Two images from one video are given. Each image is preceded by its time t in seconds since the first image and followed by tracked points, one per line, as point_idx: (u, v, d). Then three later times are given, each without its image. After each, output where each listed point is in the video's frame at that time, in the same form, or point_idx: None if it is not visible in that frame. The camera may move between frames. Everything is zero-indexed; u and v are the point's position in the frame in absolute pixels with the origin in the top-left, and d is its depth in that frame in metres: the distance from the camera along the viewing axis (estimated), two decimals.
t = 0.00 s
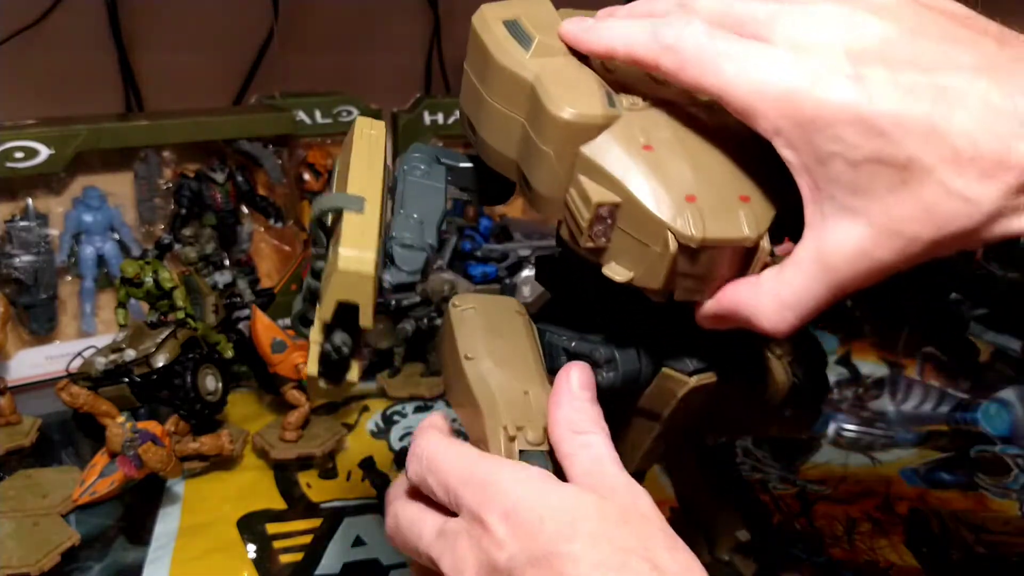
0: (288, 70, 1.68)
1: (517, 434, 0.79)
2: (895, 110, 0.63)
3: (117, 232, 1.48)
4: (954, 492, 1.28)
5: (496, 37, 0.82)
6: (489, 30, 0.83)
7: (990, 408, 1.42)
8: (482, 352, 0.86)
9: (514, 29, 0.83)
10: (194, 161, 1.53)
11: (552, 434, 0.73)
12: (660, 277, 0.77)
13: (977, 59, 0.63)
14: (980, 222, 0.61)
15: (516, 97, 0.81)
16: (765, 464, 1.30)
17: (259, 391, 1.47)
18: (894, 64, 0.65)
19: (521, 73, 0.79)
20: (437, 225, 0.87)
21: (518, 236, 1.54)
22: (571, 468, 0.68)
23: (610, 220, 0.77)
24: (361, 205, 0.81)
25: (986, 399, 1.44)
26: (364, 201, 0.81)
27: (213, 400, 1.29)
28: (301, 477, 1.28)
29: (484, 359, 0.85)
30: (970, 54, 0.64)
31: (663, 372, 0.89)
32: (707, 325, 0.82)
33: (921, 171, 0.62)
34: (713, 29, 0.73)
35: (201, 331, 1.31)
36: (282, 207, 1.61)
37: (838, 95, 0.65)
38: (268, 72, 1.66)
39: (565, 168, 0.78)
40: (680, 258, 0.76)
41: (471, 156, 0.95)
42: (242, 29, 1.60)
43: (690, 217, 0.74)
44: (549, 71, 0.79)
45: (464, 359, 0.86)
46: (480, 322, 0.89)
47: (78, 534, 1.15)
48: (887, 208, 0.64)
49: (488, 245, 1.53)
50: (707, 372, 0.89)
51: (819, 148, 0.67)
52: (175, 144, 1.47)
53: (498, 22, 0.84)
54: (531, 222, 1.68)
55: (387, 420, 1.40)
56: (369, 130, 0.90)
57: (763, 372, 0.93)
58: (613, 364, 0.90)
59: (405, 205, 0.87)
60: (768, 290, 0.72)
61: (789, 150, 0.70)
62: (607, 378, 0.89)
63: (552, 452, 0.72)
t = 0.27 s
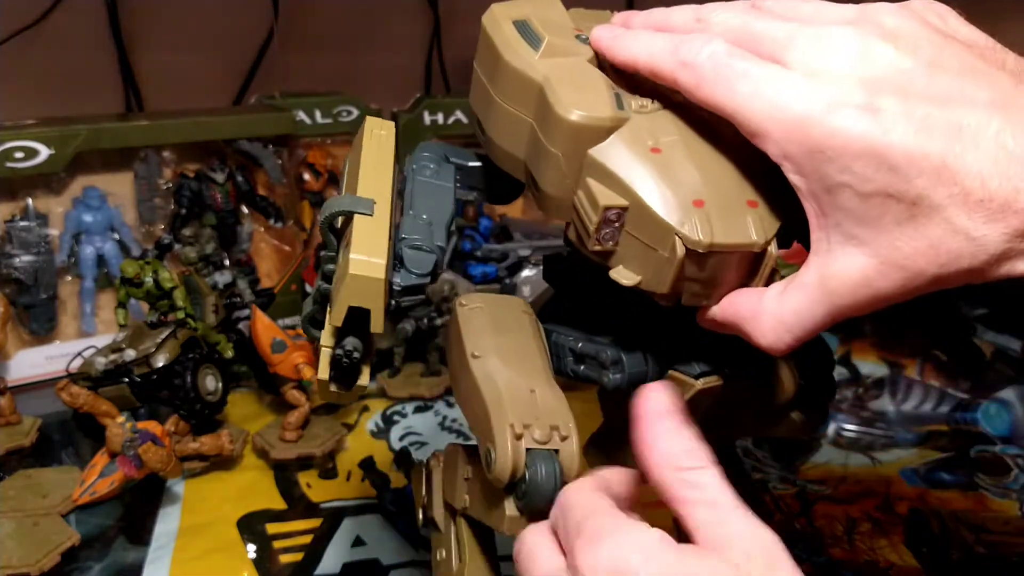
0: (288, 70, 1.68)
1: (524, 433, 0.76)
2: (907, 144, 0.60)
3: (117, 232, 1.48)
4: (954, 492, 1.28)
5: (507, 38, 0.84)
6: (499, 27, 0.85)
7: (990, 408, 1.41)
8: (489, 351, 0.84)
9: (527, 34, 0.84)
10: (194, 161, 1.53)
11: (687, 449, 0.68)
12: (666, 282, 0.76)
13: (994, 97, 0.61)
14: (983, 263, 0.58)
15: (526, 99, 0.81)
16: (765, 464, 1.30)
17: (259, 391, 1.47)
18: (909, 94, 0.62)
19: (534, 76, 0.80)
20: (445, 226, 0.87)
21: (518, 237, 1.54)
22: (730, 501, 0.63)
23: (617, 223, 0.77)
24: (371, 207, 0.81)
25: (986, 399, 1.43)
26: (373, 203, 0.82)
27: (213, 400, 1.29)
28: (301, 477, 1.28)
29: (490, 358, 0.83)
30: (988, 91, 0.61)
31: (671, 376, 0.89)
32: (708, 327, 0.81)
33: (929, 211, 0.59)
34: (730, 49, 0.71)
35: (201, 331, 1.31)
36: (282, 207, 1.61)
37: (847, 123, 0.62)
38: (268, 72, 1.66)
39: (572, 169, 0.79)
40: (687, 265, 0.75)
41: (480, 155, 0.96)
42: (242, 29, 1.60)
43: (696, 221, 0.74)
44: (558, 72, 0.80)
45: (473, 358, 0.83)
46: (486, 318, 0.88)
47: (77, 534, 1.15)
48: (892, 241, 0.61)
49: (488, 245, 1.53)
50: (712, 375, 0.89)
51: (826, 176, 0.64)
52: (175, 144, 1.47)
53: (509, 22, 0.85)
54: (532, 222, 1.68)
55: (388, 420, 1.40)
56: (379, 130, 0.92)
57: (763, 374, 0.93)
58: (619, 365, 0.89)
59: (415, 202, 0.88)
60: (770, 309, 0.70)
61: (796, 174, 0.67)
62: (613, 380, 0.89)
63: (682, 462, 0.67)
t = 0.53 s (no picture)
0: (288, 70, 1.68)
1: (516, 422, 0.78)
2: (907, 153, 0.60)
3: (117, 232, 1.48)
4: (954, 492, 1.28)
5: (517, 36, 0.82)
6: (507, 24, 0.83)
7: (990, 408, 1.42)
8: (489, 338, 0.86)
9: (535, 29, 0.83)
10: (195, 161, 1.53)
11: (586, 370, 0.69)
12: (661, 275, 0.77)
13: (994, 107, 0.61)
14: (976, 269, 0.60)
15: (531, 95, 0.81)
16: (765, 463, 1.30)
17: (258, 391, 1.47)
18: (911, 102, 0.62)
19: (540, 71, 0.79)
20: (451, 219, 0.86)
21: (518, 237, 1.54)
22: (621, 407, 0.67)
23: (616, 218, 0.78)
24: (376, 201, 0.81)
25: (986, 399, 1.44)
26: (379, 196, 0.82)
27: (213, 400, 1.29)
28: (301, 477, 1.28)
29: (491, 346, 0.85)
30: (988, 101, 0.62)
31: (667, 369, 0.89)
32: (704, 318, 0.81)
33: (927, 219, 0.61)
34: (736, 59, 0.71)
35: (201, 331, 1.31)
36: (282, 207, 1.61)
37: (848, 130, 0.63)
38: (268, 72, 1.66)
39: (575, 165, 0.79)
40: (682, 262, 0.76)
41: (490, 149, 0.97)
42: (242, 29, 1.60)
43: (694, 218, 0.74)
44: (564, 68, 0.79)
45: (473, 345, 0.86)
46: (490, 309, 0.90)
47: (77, 534, 1.15)
48: (891, 245, 0.63)
49: (488, 245, 1.53)
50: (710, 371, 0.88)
51: (827, 181, 0.65)
52: (175, 143, 1.47)
53: (516, 17, 0.84)
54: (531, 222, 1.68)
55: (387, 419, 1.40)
56: (388, 122, 0.92)
57: (763, 372, 0.93)
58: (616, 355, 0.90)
59: (420, 194, 0.88)
60: (767, 310, 0.71)
61: (798, 179, 0.68)
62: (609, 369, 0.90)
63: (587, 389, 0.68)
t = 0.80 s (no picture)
0: (288, 70, 1.68)
1: (513, 411, 0.76)
2: (891, 134, 0.61)
3: (117, 232, 1.48)
4: (954, 492, 1.28)
5: (493, 34, 0.86)
6: (486, 25, 0.87)
7: (990, 408, 1.41)
8: (486, 338, 0.84)
9: (512, 28, 0.86)
10: (195, 161, 1.53)
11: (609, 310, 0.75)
12: (641, 250, 0.76)
13: (977, 89, 0.61)
14: (958, 251, 0.60)
15: (511, 86, 0.84)
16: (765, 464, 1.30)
17: (259, 391, 1.47)
18: (892, 83, 0.63)
19: (515, 65, 0.83)
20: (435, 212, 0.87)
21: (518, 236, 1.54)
22: (643, 353, 0.72)
23: (593, 196, 0.78)
24: (350, 183, 0.82)
25: (986, 400, 1.44)
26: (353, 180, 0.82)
27: (213, 400, 1.29)
28: (301, 477, 1.28)
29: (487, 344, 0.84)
30: (971, 83, 0.62)
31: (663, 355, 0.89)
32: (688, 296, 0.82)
33: (908, 198, 0.61)
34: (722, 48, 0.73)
35: (201, 331, 1.31)
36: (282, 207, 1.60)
37: (833, 109, 0.64)
38: (268, 72, 1.66)
39: (553, 149, 0.81)
40: (662, 233, 0.76)
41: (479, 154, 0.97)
42: (242, 30, 1.60)
43: (669, 187, 0.74)
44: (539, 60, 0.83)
45: (470, 343, 0.84)
46: (488, 309, 0.89)
47: (77, 534, 1.15)
48: (872, 226, 0.64)
49: (488, 245, 1.53)
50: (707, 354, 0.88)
51: (810, 161, 0.66)
52: (175, 143, 1.46)
53: (494, 17, 0.87)
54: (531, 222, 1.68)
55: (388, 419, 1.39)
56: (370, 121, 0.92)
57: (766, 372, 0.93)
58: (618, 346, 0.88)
59: (408, 192, 0.88)
60: (744, 292, 0.72)
61: (782, 160, 0.69)
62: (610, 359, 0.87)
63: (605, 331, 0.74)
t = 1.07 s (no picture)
0: (288, 70, 1.68)
1: (507, 410, 0.75)
2: (870, 114, 0.62)
3: (117, 232, 1.49)
4: (954, 492, 1.28)
5: (477, 46, 0.87)
6: (471, 38, 0.88)
7: (990, 408, 1.41)
8: (482, 338, 0.84)
9: (494, 38, 0.88)
10: (195, 161, 1.53)
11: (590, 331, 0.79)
12: (632, 250, 0.77)
13: (954, 66, 0.61)
14: (943, 228, 0.61)
15: (494, 94, 0.84)
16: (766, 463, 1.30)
17: (258, 391, 1.47)
18: (871, 65, 0.64)
19: (497, 70, 0.83)
20: (426, 223, 0.87)
21: (518, 237, 1.54)
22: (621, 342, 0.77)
23: (581, 199, 0.78)
24: (338, 194, 0.82)
25: (987, 400, 1.44)
26: (341, 191, 0.83)
27: (213, 400, 1.29)
28: (301, 477, 1.28)
29: (483, 343, 0.84)
30: (949, 60, 0.62)
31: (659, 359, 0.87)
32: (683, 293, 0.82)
33: (890, 177, 0.62)
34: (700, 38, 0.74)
35: (201, 331, 1.32)
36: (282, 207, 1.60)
37: (811, 93, 0.65)
38: (268, 72, 1.66)
39: (540, 154, 0.81)
40: (651, 231, 0.76)
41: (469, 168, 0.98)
42: (243, 30, 1.60)
43: (655, 185, 0.74)
44: (522, 66, 0.83)
45: (466, 343, 0.84)
46: (483, 313, 0.88)
47: (77, 534, 1.15)
48: (856, 208, 0.64)
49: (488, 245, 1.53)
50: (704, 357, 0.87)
51: (793, 147, 0.67)
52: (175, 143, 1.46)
53: (479, 31, 0.89)
54: (531, 222, 1.68)
55: (387, 420, 1.40)
56: (357, 136, 0.93)
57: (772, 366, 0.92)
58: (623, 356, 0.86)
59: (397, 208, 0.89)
60: (735, 285, 0.72)
61: (765, 147, 0.70)
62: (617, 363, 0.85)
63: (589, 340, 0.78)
